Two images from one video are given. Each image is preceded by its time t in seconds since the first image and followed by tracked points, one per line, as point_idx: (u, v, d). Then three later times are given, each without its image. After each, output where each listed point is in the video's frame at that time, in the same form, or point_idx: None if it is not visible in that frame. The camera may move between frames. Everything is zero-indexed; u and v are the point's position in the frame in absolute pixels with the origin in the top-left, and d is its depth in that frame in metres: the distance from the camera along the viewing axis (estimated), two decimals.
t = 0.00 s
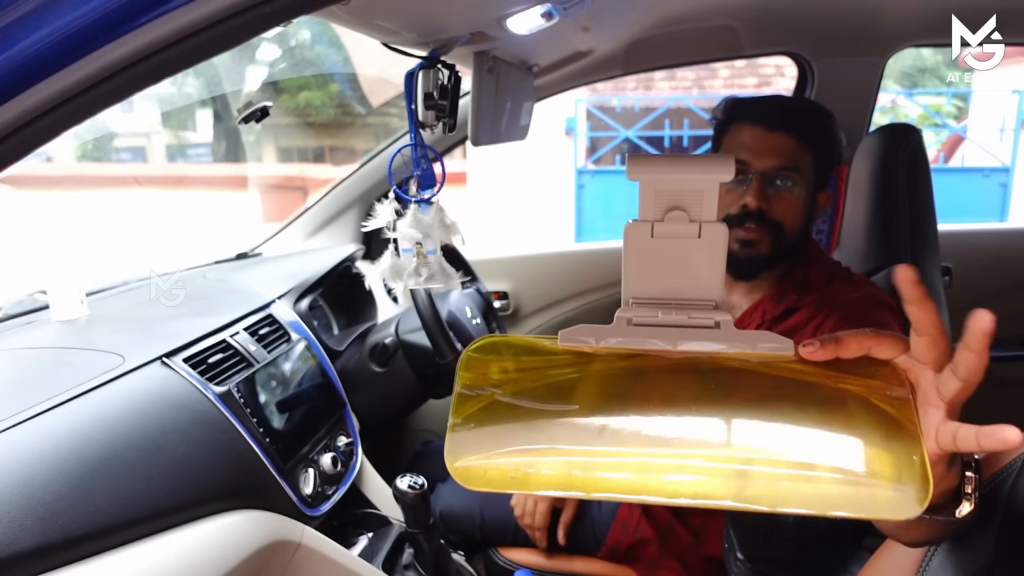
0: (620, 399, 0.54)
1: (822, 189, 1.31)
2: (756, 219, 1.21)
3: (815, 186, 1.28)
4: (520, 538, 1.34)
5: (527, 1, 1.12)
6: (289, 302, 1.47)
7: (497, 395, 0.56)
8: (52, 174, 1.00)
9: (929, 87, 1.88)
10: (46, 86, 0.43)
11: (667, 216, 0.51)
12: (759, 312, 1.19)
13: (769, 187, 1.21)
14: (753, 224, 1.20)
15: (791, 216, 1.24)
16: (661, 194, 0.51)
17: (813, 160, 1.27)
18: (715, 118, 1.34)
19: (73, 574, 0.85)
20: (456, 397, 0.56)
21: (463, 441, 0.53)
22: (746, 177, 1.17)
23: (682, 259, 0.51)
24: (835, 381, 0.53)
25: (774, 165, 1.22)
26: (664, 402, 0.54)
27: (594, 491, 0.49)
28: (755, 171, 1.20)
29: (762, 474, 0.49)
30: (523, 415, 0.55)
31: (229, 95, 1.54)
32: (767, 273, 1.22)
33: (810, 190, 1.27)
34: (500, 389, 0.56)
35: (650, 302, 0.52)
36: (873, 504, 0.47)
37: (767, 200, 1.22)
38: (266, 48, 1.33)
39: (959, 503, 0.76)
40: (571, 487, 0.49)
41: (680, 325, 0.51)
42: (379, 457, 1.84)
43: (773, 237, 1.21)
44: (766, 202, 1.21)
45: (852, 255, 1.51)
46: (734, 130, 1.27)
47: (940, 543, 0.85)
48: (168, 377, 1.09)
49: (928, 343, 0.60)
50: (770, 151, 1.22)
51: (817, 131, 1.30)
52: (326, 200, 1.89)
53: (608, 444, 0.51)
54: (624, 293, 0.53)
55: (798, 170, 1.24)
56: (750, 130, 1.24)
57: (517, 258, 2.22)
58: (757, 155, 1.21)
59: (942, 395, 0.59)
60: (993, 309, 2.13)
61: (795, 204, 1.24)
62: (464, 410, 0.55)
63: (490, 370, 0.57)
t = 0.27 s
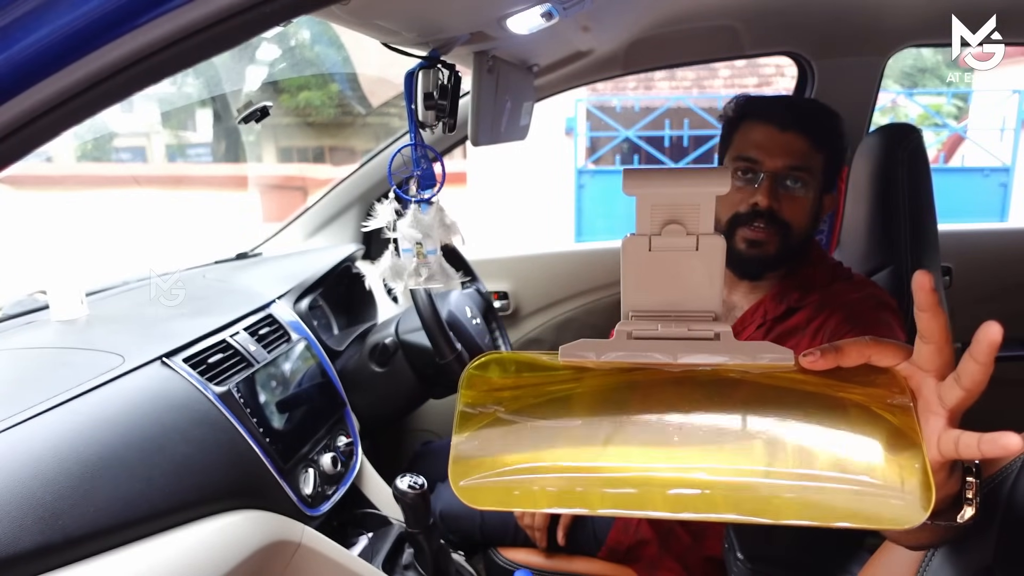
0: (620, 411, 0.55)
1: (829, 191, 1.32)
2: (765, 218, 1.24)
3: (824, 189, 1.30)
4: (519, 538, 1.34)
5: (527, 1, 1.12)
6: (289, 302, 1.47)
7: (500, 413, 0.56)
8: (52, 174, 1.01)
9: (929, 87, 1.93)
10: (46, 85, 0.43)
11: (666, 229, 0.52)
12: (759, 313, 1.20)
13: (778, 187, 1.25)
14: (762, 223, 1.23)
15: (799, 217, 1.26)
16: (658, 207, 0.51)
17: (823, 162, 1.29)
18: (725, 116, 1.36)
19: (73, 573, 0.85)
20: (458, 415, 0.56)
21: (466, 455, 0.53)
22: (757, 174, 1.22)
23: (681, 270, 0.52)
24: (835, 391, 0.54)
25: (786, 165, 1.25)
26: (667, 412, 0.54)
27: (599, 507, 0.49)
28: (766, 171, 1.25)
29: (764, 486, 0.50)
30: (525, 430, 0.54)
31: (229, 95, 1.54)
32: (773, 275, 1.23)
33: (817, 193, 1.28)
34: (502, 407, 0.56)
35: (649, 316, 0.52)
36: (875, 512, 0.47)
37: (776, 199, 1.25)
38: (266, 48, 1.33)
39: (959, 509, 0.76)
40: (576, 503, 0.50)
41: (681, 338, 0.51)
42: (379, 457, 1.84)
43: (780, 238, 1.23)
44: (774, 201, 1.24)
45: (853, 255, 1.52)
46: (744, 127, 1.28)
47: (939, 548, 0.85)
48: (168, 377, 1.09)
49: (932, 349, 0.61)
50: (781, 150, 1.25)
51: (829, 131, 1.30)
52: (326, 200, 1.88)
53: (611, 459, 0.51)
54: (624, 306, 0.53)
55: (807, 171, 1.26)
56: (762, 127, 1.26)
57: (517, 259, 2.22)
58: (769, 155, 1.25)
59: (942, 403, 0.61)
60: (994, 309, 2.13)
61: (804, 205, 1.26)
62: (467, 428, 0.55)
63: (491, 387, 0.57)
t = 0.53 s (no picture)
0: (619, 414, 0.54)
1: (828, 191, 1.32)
2: (762, 217, 1.24)
3: (822, 188, 1.30)
4: (520, 538, 1.34)
5: (527, 1, 1.12)
6: (289, 302, 1.47)
7: (501, 413, 0.56)
8: (52, 174, 1.01)
9: (929, 87, 1.92)
10: (46, 85, 0.43)
11: (665, 232, 0.52)
12: (759, 313, 1.19)
13: (775, 185, 1.25)
14: (759, 222, 1.23)
15: (797, 216, 1.26)
16: (658, 210, 0.52)
17: (821, 161, 1.29)
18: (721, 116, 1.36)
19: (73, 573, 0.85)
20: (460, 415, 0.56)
21: (466, 455, 0.53)
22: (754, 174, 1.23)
23: (679, 272, 0.52)
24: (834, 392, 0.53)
25: (783, 164, 1.25)
26: (667, 413, 0.54)
27: (599, 506, 0.50)
28: (763, 170, 1.25)
29: (763, 486, 0.50)
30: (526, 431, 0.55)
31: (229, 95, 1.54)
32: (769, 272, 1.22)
33: (816, 192, 1.28)
34: (503, 407, 0.56)
35: (649, 317, 0.52)
36: (871, 510, 0.47)
37: (773, 198, 1.25)
38: (266, 48, 1.33)
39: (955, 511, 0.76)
40: (576, 502, 0.50)
41: (680, 339, 0.50)
42: (379, 457, 1.84)
43: (778, 236, 1.23)
44: (771, 200, 1.24)
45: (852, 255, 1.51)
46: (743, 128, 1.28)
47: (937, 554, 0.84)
48: (168, 377, 1.09)
49: (929, 352, 0.61)
50: (778, 150, 1.25)
51: (827, 131, 1.30)
52: (326, 201, 1.88)
53: (611, 461, 0.51)
54: (624, 307, 0.53)
55: (805, 170, 1.26)
56: (760, 127, 1.26)
57: (517, 259, 2.22)
58: (766, 155, 1.25)
59: (938, 405, 0.61)
60: (993, 309, 2.13)
61: (801, 204, 1.26)
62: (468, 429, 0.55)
63: (492, 387, 0.56)
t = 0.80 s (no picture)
0: (614, 406, 0.52)
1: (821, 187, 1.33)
2: (753, 213, 1.22)
3: (813, 185, 1.31)
4: (520, 537, 1.34)
5: (527, 1, 1.12)
6: (289, 302, 1.47)
7: (498, 392, 0.53)
8: (52, 174, 1.01)
9: (930, 88, 1.87)
10: (46, 86, 0.43)
11: (659, 222, 0.51)
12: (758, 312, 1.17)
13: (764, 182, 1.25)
14: (751, 216, 1.21)
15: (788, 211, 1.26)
16: (652, 201, 0.51)
17: (811, 159, 1.30)
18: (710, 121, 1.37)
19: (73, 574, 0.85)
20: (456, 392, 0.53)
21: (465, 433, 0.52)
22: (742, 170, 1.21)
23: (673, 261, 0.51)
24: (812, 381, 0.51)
25: (771, 161, 1.25)
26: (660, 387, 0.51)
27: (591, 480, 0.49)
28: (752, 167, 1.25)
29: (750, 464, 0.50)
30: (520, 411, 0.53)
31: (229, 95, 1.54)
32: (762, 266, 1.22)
33: (806, 189, 1.29)
34: (500, 386, 0.53)
35: (641, 304, 0.50)
36: (850, 492, 0.48)
37: (764, 194, 1.24)
38: (266, 48, 1.33)
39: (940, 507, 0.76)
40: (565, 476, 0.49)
41: (672, 326, 0.49)
42: (379, 457, 1.84)
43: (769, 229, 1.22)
44: (762, 195, 1.24)
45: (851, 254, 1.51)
46: (733, 130, 1.30)
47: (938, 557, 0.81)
48: (168, 377, 1.09)
49: (898, 338, 0.56)
50: (766, 148, 1.26)
51: (815, 130, 1.32)
52: (326, 201, 1.89)
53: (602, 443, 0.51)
54: (615, 296, 0.51)
55: (794, 167, 1.27)
56: (749, 128, 1.27)
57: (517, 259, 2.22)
58: (754, 152, 1.25)
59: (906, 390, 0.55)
60: (993, 309, 2.13)
61: (791, 200, 1.27)
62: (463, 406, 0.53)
63: (492, 367, 0.53)
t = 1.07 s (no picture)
0: (610, 410, 0.55)
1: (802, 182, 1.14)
2: (739, 212, 0.92)
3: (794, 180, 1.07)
4: (519, 537, 1.33)
5: (527, 1, 1.12)
6: (289, 302, 1.47)
7: (466, 399, 0.54)
8: (52, 174, 1.01)
9: (929, 87, 1.84)
10: (45, 85, 0.43)
11: (598, 242, 0.49)
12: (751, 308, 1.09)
13: (748, 176, 0.92)
14: (732, 218, 0.93)
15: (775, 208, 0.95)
16: (593, 220, 0.49)
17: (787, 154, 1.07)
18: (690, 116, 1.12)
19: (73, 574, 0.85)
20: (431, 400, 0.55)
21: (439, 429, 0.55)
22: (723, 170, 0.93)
23: (613, 281, 0.49)
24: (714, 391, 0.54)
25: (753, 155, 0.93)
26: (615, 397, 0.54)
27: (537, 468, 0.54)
28: (732, 164, 0.93)
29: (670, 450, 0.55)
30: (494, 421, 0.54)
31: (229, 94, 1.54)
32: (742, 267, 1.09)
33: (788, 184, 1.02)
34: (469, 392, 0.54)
35: (585, 312, 0.49)
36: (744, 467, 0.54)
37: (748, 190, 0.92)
38: (266, 48, 1.33)
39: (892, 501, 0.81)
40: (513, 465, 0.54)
41: (608, 332, 0.49)
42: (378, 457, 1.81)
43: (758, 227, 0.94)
44: (746, 192, 0.92)
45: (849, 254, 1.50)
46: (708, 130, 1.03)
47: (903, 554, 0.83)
48: (168, 377, 1.09)
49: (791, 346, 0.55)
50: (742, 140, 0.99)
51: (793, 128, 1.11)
52: (326, 201, 1.92)
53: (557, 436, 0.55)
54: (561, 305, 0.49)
55: (777, 161, 0.98)
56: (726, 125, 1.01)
57: (517, 259, 2.24)
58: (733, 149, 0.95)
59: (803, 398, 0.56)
60: (993, 309, 2.13)
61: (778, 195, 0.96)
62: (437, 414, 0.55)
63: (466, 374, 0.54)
